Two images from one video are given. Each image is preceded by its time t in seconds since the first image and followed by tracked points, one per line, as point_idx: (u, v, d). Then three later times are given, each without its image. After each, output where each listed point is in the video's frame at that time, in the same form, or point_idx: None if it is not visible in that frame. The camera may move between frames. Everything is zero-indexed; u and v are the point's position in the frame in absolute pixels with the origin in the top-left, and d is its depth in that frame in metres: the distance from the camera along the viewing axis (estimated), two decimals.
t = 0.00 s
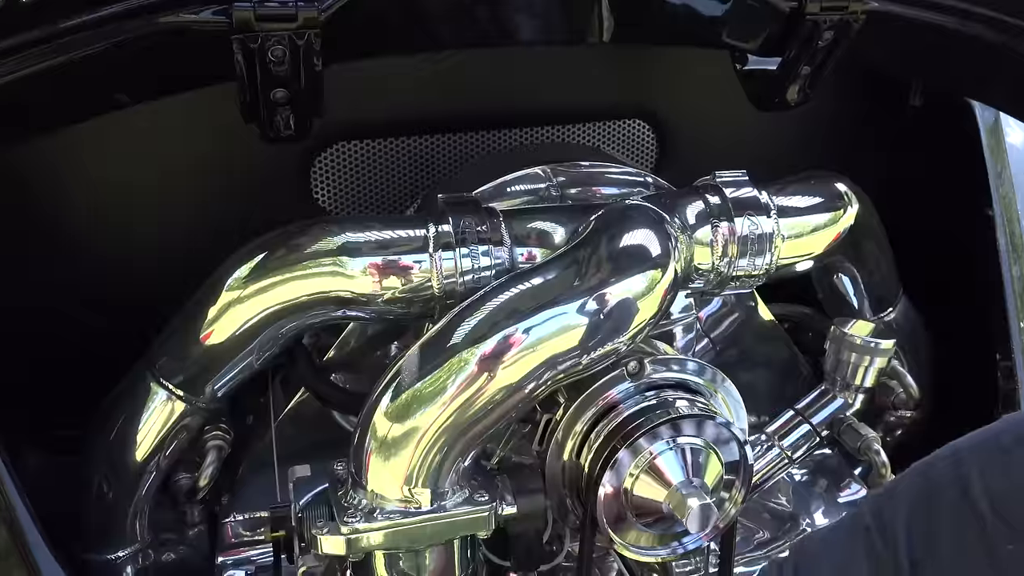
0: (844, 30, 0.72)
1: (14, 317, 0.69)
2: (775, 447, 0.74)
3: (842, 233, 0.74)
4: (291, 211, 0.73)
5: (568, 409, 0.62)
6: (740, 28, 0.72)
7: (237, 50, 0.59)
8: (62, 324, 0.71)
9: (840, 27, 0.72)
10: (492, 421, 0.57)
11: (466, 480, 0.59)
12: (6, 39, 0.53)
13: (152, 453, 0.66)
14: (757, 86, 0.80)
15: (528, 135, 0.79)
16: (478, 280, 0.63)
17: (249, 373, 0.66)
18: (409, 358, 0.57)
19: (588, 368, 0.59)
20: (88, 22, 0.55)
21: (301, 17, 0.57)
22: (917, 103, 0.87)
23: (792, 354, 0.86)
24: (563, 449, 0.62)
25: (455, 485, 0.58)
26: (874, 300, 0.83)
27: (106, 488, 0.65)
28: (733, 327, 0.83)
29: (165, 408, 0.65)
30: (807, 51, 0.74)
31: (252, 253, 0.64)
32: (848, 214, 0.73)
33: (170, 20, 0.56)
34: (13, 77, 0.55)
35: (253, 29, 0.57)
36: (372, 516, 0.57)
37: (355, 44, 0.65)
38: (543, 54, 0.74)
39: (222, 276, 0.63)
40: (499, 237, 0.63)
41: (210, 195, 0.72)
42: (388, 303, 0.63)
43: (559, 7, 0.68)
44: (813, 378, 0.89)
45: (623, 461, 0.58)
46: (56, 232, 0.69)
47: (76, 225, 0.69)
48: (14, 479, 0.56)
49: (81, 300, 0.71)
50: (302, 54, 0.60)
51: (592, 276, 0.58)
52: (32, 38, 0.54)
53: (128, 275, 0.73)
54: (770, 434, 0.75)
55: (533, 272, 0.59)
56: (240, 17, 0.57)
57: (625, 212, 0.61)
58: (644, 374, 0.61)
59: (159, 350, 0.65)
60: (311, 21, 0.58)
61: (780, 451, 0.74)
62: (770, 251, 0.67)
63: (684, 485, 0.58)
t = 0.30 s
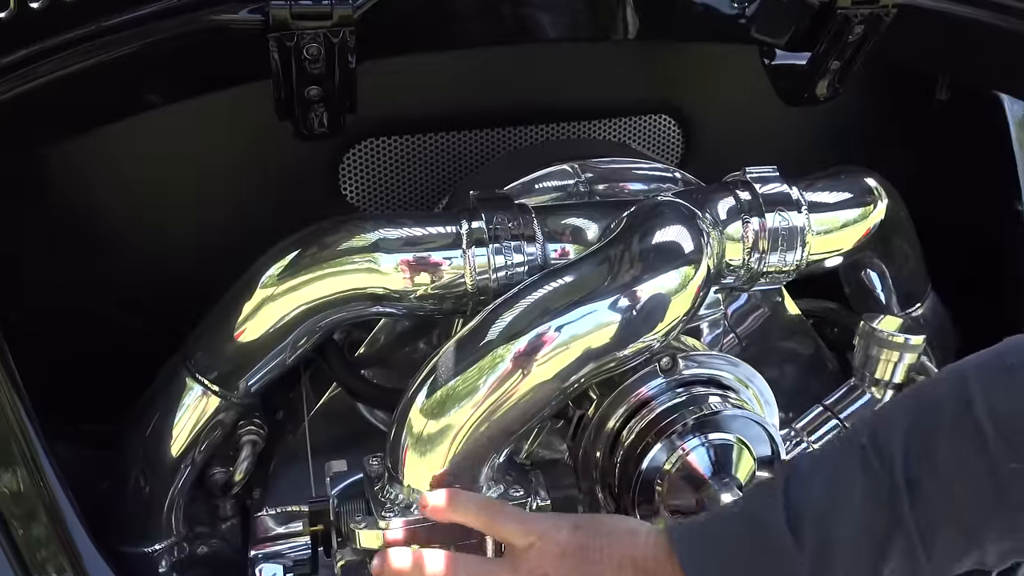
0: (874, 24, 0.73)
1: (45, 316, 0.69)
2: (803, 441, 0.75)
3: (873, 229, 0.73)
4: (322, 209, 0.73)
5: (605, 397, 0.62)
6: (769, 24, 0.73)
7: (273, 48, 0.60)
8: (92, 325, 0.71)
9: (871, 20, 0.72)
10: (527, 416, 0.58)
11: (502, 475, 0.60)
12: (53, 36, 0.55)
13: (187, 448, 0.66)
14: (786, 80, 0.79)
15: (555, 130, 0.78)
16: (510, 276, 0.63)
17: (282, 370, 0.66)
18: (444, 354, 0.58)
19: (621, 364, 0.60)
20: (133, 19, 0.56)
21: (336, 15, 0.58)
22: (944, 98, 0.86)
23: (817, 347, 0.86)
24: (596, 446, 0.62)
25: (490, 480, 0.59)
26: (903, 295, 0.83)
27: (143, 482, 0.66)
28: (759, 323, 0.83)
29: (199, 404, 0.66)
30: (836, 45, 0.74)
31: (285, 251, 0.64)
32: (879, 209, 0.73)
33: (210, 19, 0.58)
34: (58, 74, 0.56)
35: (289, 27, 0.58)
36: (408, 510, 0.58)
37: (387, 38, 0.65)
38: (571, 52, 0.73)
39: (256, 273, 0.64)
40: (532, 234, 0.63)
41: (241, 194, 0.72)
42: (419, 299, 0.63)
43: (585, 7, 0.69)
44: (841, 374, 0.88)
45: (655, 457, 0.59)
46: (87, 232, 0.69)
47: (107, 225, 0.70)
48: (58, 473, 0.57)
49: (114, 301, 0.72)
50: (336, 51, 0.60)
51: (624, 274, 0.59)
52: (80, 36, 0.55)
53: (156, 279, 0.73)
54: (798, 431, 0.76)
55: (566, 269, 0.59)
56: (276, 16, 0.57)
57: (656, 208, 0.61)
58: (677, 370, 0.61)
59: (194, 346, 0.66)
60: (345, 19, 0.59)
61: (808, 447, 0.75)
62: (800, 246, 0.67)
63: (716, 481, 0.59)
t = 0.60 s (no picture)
0: (899, 33, 0.74)
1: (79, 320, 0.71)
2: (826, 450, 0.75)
3: (896, 239, 0.73)
4: (347, 217, 0.74)
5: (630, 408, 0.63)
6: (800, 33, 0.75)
7: (306, 58, 0.62)
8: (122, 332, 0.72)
9: (896, 30, 0.74)
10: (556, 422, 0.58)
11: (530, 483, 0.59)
12: (96, 49, 0.58)
13: (217, 451, 0.67)
14: (810, 88, 0.79)
15: (579, 137, 0.78)
16: (538, 285, 0.64)
17: (309, 376, 0.67)
18: (474, 362, 0.59)
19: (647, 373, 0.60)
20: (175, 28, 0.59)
21: (367, 26, 0.60)
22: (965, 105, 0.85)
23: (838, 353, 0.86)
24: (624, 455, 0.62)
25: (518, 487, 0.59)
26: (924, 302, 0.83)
27: (174, 483, 0.67)
28: (780, 329, 0.83)
29: (229, 408, 0.67)
30: (861, 55, 0.75)
31: (314, 258, 0.65)
32: (902, 218, 0.73)
33: (250, 29, 0.60)
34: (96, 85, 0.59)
35: (321, 38, 0.60)
36: (437, 516, 0.58)
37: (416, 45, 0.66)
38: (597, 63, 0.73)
39: (285, 280, 0.65)
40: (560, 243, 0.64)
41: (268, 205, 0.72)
42: (446, 307, 0.64)
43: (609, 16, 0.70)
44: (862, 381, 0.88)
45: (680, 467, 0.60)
46: (116, 243, 0.70)
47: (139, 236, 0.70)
48: (90, 471, 0.58)
49: (143, 309, 0.72)
50: (367, 62, 0.62)
51: (651, 284, 0.59)
52: (123, 47, 0.58)
53: (180, 293, 0.73)
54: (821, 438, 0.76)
55: (593, 278, 0.60)
56: (308, 27, 0.60)
57: (682, 218, 0.62)
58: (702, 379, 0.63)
59: (224, 350, 0.67)
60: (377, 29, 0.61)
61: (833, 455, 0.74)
62: (825, 251, 0.67)
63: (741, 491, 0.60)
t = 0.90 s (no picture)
0: (919, 41, 0.75)
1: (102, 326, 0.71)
2: (844, 454, 0.75)
3: (915, 245, 0.72)
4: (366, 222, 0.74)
5: (648, 418, 0.63)
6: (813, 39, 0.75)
7: (330, 66, 0.63)
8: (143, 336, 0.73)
9: (915, 37, 0.75)
10: (579, 426, 0.58)
11: (549, 488, 0.61)
12: (125, 56, 0.58)
13: (237, 455, 0.68)
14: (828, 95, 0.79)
15: (598, 142, 0.78)
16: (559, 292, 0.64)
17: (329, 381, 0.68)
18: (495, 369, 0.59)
19: (668, 381, 0.60)
20: (203, 36, 0.60)
21: (392, 33, 0.62)
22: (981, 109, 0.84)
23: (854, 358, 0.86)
24: (641, 460, 0.63)
25: (538, 493, 0.60)
26: (942, 308, 0.83)
27: (195, 486, 0.68)
28: (796, 334, 0.83)
29: (249, 412, 0.67)
30: (881, 61, 0.77)
31: (335, 264, 0.66)
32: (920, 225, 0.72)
33: (277, 37, 0.61)
34: (122, 94, 0.60)
35: (346, 45, 0.61)
36: (459, 521, 0.59)
37: (439, 53, 0.67)
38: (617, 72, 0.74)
39: (306, 285, 0.65)
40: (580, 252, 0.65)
41: (289, 211, 0.72)
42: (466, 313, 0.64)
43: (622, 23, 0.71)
44: (878, 386, 0.88)
45: (700, 473, 0.60)
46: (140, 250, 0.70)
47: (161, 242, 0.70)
48: (115, 474, 0.58)
49: (165, 313, 0.73)
50: (391, 69, 0.63)
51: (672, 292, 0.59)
52: (151, 55, 0.59)
53: (202, 298, 0.74)
54: (838, 443, 0.76)
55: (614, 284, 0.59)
56: (334, 35, 0.61)
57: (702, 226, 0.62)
58: (723, 386, 0.62)
59: (245, 355, 0.67)
60: (400, 36, 0.62)
61: (848, 460, 0.75)
62: (845, 251, 0.68)
63: (762, 495, 0.60)
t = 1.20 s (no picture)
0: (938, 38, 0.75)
1: (121, 328, 0.71)
2: (865, 454, 0.74)
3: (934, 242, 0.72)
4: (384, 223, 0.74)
5: (670, 420, 0.63)
6: (831, 38, 0.75)
7: (349, 67, 0.63)
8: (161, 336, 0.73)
9: (935, 34, 0.74)
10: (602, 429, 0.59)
11: (572, 489, 0.60)
12: (145, 57, 0.59)
13: (257, 457, 0.68)
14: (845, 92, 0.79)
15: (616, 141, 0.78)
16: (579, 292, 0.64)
17: (348, 382, 0.68)
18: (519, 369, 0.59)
19: (692, 380, 0.60)
20: (223, 37, 0.61)
21: (410, 34, 0.63)
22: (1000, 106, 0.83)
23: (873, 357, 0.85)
24: (663, 459, 0.63)
25: (561, 493, 0.59)
26: (962, 306, 0.82)
27: (216, 488, 0.68)
28: (815, 333, 0.82)
29: (269, 414, 0.67)
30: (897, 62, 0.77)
31: (353, 265, 0.65)
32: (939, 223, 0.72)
33: (297, 37, 0.62)
34: (139, 97, 0.60)
35: (365, 46, 0.62)
36: (482, 521, 0.58)
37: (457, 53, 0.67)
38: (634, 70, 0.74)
39: (326, 287, 0.65)
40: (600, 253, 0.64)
41: (307, 213, 0.72)
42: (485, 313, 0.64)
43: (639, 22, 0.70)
44: (897, 384, 0.88)
45: (723, 474, 0.60)
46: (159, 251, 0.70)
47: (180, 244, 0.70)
48: (137, 475, 0.58)
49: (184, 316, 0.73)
50: (409, 69, 0.64)
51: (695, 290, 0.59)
52: (168, 57, 0.60)
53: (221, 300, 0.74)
54: (859, 443, 0.75)
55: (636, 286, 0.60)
56: (352, 35, 0.62)
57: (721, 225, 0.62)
58: (745, 385, 0.62)
59: (264, 356, 0.67)
60: (419, 37, 0.63)
61: (870, 459, 0.74)
62: (865, 248, 0.67)
63: (787, 495, 0.59)
